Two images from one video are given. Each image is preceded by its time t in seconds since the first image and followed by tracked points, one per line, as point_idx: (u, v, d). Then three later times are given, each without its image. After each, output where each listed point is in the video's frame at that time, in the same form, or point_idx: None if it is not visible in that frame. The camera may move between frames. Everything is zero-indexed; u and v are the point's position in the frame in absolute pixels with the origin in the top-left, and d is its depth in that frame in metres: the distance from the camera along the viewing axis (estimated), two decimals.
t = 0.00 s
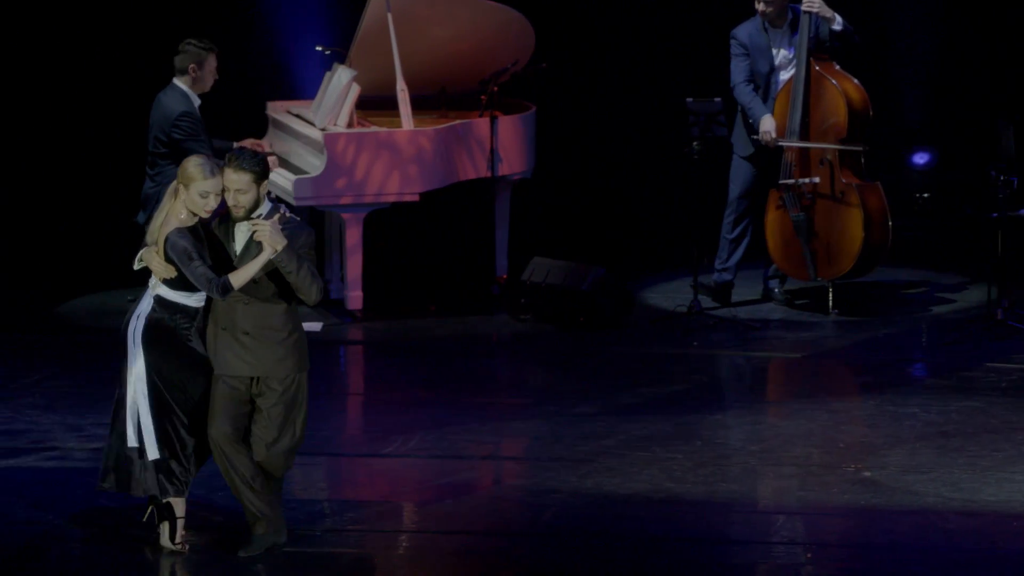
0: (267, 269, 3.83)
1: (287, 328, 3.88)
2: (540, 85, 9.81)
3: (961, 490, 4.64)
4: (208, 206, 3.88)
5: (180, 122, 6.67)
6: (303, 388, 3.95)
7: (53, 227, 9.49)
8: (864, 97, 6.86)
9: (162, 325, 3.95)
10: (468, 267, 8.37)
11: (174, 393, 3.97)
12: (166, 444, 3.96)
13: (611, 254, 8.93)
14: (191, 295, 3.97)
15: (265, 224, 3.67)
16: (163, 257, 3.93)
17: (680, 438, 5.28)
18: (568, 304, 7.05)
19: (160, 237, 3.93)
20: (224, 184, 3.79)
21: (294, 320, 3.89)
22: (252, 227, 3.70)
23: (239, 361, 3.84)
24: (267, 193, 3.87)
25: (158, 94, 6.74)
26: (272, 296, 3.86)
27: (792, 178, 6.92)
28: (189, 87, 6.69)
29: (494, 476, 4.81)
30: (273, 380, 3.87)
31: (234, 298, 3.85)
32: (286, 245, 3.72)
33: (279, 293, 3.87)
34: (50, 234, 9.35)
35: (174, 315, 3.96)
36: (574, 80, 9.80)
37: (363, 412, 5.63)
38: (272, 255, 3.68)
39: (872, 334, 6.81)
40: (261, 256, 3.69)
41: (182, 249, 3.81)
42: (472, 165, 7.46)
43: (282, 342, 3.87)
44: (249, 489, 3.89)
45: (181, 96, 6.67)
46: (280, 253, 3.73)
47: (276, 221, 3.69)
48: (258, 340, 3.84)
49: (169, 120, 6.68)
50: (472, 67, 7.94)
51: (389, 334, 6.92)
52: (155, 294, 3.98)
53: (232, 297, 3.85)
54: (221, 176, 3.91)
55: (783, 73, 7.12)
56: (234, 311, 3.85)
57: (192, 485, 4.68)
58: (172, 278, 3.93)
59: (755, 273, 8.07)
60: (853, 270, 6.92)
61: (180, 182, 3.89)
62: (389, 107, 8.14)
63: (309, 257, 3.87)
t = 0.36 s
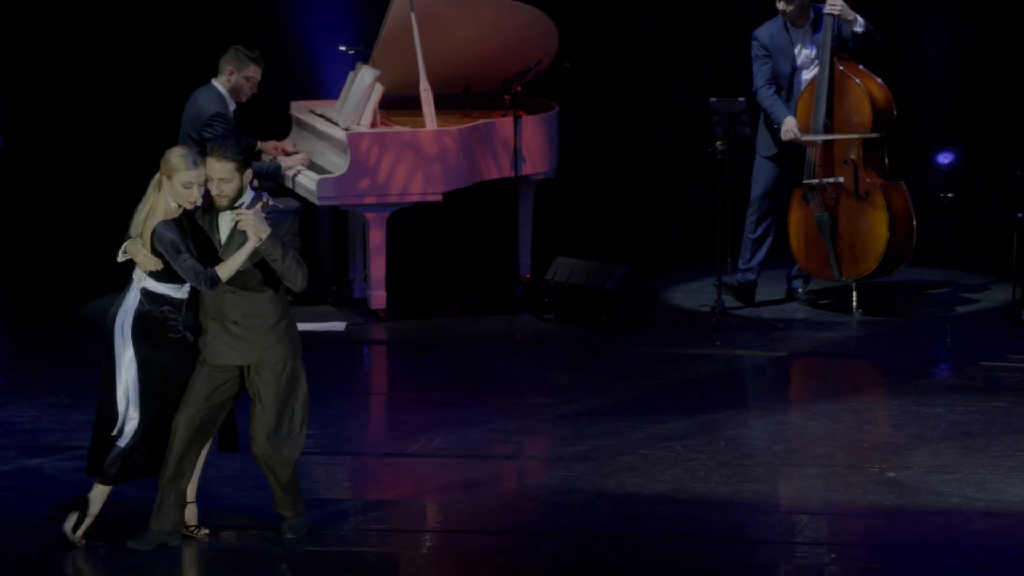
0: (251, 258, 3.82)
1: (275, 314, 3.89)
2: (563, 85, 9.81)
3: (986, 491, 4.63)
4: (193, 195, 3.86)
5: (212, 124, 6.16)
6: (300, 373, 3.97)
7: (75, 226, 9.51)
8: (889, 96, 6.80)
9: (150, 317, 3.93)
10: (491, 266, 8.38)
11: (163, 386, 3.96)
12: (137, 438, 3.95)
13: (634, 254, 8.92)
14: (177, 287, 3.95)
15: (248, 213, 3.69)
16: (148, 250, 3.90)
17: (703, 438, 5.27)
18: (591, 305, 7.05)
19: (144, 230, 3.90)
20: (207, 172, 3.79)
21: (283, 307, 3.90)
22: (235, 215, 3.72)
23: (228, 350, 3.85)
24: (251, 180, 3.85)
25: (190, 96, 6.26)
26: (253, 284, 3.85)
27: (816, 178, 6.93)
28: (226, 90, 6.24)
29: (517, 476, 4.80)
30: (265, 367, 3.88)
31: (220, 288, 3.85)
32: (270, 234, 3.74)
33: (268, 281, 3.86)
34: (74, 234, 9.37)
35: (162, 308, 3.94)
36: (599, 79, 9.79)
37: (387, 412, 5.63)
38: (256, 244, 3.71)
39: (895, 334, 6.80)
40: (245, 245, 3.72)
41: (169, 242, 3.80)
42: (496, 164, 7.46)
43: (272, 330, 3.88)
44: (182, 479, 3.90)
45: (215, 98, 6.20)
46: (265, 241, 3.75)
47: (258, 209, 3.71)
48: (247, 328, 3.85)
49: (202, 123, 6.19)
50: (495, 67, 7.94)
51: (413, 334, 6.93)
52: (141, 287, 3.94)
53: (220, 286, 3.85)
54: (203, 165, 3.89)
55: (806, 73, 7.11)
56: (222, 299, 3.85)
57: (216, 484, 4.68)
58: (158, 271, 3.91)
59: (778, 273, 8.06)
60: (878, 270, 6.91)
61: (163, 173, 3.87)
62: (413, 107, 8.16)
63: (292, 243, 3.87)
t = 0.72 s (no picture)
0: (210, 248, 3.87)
1: (233, 312, 3.92)
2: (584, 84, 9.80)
3: (1006, 491, 4.62)
4: (156, 182, 3.91)
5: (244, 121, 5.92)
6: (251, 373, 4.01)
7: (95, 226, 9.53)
8: (909, 95, 6.78)
9: (106, 302, 3.95)
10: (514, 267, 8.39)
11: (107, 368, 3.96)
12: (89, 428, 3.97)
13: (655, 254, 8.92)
14: (141, 276, 3.98)
15: (209, 204, 3.72)
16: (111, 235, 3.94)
17: (723, 438, 5.27)
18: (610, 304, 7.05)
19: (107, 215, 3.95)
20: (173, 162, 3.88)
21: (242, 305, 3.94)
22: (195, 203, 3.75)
23: (182, 340, 3.88)
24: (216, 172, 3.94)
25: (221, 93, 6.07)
26: (219, 279, 3.90)
27: (837, 178, 6.93)
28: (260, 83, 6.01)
29: (536, 476, 4.80)
30: (216, 364, 3.91)
31: (183, 277, 3.90)
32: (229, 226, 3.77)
33: (228, 277, 3.91)
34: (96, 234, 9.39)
35: (115, 292, 3.96)
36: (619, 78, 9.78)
37: (407, 412, 5.63)
38: (214, 235, 3.73)
39: (916, 333, 6.79)
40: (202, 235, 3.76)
41: (128, 226, 3.86)
42: (517, 164, 7.46)
43: (229, 326, 3.92)
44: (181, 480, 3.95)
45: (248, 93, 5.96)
46: (224, 234, 3.78)
47: (219, 201, 3.74)
48: (203, 321, 3.89)
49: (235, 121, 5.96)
50: (515, 66, 7.94)
51: (433, 333, 6.93)
52: (102, 271, 3.98)
53: (180, 276, 3.90)
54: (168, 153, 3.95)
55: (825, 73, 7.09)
56: (182, 290, 3.90)
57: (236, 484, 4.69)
58: (118, 257, 3.95)
59: (799, 274, 8.05)
60: (898, 271, 6.90)
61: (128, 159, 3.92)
62: (433, 107, 8.17)
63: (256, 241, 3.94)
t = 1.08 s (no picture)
0: (182, 263, 3.81)
1: (218, 326, 3.89)
2: (603, 84, 9.80)
3: None
4: (140, 194, 3.88)
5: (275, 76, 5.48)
6: (239, 384, 3.98)
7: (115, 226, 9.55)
8: (928, 96, 6.77)
9: (95, 313, 3.93)
10: (534, 267, 8.39)
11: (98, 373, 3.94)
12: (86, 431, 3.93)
13: (675, 255, 8.91)
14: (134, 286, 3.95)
15: (187, 221, 3.68)
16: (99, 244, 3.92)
17: (743, 439, 5.26)
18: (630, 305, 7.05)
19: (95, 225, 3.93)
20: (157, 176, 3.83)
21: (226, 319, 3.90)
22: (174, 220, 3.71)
23: (166, 355, 3.87)
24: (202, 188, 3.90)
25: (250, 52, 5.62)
26: (199, 294, 3.85)
27: (856, 178, 6.92)
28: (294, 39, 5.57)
29: (556, 476, 4.80)
30: (199, 379, 3.88)
31: (168, 292, 3.87)
32: (206, 244, 3.73)
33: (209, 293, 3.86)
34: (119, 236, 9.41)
35: (106, 301, 3.95)
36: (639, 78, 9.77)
37: (427, 412, 5.63)
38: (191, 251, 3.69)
39: (937, 334, 6.78)
40: (180, 252, 3.73)
41: (109, 237, 3.83)
42: (536, 164, 7.46)
43: (214, 340, 3.88)
44: (183, 484, 3.94)
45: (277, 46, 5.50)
46: (201, 252, 3.73)
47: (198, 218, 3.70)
48: (186, 336, 3.86)
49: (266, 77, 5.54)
50: (535, 67, 7.94)
51: (453, 334, 6.93)
52: (97, 281, 3.95)
53: (165, 292, 3.87)
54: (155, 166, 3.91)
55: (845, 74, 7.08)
56: (167, 304, 3.87)
57: (256, 484, 4.70)
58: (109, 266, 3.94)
59: (820, 274, 8.04)
60: (918, 271, 6.90)
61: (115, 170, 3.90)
62: (453, 107, 8.16)
63: (236, 261, 3.88)
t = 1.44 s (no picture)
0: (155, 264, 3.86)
1: (209, 327, 3.91)
2: (636, 84, 9.79)
3: None
4: (118, 197, 3.87)
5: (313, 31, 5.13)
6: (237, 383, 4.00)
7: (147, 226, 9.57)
8: (962, 96, 6.75)
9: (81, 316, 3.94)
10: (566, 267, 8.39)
11: (86, 382, 3.93)
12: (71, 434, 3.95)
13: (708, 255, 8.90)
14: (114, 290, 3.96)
15: (156, 221, 3.72)
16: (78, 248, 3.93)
17: (776, 439, 5.26)
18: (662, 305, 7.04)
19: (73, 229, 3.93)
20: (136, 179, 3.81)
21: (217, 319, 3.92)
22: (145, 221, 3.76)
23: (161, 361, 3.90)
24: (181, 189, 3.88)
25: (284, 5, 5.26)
26: (183, 296, 3.88)
27: (889, 178, 6.89)
28: None
29: (588, 476, 4.80)
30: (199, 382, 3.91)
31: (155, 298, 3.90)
32: (175, 243, 3.75)
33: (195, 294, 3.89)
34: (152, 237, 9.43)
35: (89, 304, 3.95)
36: (672, 77, 9.76)
37: (458, 411, 5.63)
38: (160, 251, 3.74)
39: (970, 334, 6.76)
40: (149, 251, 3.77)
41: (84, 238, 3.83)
42: (570, 164, 7.45)
43: (207, 343, 3.91)
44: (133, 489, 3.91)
45: None
46: (172, 252, 3.75)
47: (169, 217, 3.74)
48: (180, 340, 3.89)
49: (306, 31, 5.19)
50: (567, 66, 7.94)
51: (485, 333, 6.93)
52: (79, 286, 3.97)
53: (155, 298, 3.90)
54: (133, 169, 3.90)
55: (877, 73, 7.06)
56: (158, 310, 3.90)
57: (287, 483, 4.70)
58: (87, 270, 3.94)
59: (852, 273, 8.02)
60: (951, 271, 6.88)
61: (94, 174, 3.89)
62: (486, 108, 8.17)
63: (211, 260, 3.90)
